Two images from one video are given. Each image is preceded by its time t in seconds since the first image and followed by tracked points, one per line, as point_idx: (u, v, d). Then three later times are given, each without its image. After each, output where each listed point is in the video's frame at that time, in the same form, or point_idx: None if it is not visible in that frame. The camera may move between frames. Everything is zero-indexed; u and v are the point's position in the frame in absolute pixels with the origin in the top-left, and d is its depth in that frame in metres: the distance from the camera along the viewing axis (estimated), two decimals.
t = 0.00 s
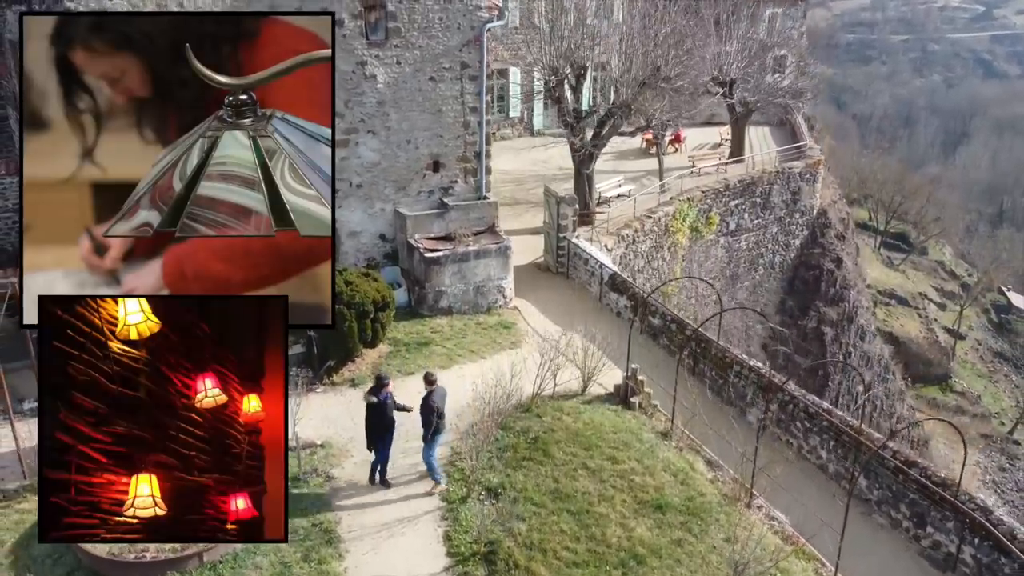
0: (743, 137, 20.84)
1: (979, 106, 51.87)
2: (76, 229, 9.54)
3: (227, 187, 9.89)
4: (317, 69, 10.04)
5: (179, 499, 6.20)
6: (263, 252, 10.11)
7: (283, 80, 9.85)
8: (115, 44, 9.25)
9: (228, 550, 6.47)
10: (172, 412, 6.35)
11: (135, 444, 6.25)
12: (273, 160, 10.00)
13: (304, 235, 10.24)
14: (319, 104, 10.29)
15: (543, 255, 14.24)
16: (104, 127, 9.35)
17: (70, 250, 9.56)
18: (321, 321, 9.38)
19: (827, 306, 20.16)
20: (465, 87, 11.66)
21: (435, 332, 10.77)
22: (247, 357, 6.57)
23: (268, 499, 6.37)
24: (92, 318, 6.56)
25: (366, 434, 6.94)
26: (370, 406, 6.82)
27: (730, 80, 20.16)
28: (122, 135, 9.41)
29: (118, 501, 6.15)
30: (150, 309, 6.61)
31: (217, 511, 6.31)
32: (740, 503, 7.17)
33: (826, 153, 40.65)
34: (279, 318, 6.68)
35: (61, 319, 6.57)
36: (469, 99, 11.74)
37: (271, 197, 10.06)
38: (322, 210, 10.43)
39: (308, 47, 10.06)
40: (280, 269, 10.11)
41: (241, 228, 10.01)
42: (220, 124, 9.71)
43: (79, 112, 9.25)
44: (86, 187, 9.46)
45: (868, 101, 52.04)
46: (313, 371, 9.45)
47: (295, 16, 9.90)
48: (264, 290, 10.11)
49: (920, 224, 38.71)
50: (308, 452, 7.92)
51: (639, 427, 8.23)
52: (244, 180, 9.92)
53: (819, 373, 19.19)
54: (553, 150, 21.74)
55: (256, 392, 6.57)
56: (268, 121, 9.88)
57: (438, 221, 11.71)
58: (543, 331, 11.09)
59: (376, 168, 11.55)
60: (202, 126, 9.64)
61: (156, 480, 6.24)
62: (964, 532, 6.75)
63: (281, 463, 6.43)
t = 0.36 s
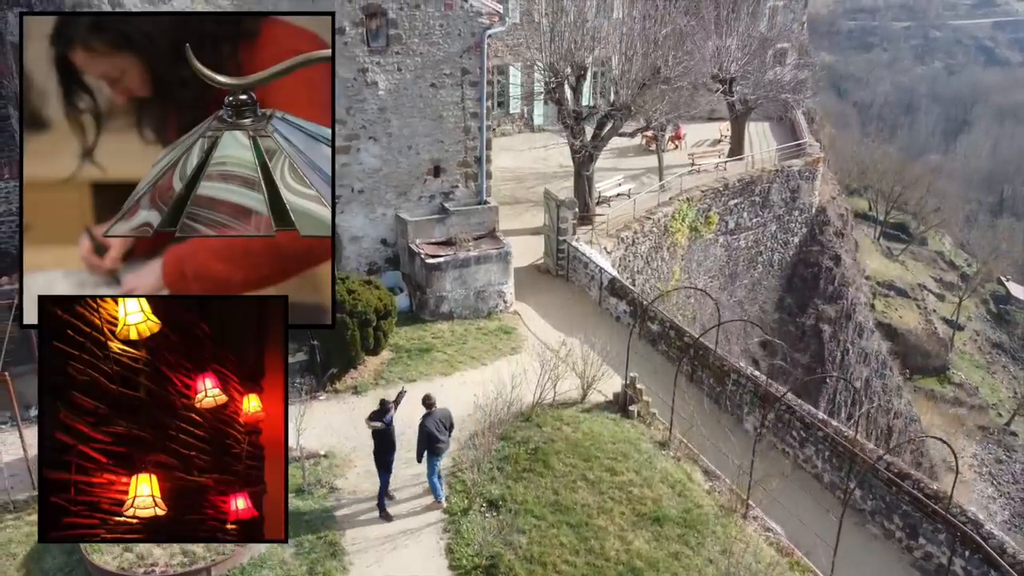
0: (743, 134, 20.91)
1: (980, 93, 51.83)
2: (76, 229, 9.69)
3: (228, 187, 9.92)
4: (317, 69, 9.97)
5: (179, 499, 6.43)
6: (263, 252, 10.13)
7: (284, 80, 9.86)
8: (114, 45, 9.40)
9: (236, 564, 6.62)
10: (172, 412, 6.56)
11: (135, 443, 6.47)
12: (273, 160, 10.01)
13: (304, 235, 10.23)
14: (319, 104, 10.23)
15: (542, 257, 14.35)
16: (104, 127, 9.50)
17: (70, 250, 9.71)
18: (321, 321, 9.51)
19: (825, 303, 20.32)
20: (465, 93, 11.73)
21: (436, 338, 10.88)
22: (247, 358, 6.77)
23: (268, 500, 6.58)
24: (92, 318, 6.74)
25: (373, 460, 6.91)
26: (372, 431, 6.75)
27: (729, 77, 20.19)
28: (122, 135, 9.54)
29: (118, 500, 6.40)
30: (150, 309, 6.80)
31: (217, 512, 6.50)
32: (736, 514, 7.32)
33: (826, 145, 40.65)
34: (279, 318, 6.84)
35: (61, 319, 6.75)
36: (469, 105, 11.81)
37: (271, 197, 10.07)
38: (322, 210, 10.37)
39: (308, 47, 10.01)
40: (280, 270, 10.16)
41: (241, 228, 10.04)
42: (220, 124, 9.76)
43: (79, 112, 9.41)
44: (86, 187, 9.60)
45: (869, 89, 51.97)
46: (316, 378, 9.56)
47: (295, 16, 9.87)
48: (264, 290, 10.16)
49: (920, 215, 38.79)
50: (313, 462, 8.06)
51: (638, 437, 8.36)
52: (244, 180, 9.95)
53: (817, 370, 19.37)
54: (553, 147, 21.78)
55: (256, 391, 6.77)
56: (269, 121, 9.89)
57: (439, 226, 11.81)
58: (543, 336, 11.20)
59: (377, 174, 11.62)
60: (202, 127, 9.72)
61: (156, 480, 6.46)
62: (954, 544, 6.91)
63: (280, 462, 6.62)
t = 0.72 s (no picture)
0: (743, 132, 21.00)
1: (982, 82, 51.89)
2: (76, 229, 9.75)
3: (227, 187, 9.97)
4: (317, 69, 10.05)
5: (179, 498, 6.59)
6: (263, 252, 10.25)
7: (283, 80, 9.90)
8: (114, 44, 9.38)
9: None
10: (172, 412, 6.68)
11: (135, 443, 6.59)
12: (273, 161, 10.06)
13: (304, 235, 10.35)
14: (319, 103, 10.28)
15: (542, 260, 14.48)
16: (104, 127, 9.51)
17: (70, 250, 9.79)
18: (321, 321, 9.77)
19: (823, 303, 20.48)
20: (466, 100, 11.81)
21: (437, 345, 11.02)
22: (247, 357, 6.95)
23: (268, 500, 6.81)
24: (92, 318, 6.82)
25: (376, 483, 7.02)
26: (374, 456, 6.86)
27: (729, 76, 20.42)
28: (122, 135, 9.55)
29: (118, 500, 6.55)
30: (150, 309, 6.93)
31: (217, 512, 6.71)
32: (732, 526, 7.47)
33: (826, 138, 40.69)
34: (278, 318, 7.11)
35: (62, 319, 6.83)
36: (470, 112, 11.90)
37: (271, 197, 10.14)
38: (322, 210, 10.48)
39: (308, 47, 10.08)
40: (280, 270, 10.29)
41: (241, 228, 10.12)
42: (220, 124, 9.77)
43: (79, 112, 9.42)
44: (86, 187, 9.65)
45: (869, 78, 52.09)
46: (319, 387, 9.70)
47: (295, 16, 9.91)
48: (264, 290, 10.30)
49: (920, 206, 38.84)
50: (317, 473, 8.21)
51: (636, 448, 8.51)
52: (244, 180, 9.99)
53: (815, 369, 19.53)
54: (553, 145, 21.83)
55: (256, 392, 6.95)
56: (268, 121, 9.93)
57: (440, 233, 11.90)
58: (543, 343, 11.32)
59: (378, 181, 11.72)
60: (201, 126, 9.73)
61: (156, 480, 6.61)
62: (945, 557, 7.07)
63: (280, 462, 6.84)
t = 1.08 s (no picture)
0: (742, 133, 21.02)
1: (983, 73, 52.20)
2: (76, 229, 9.55)
3: (228, 187, 9.71)
4: (318, 69, 9.77)
5: (179, 498, 6.76)
6: (263, 252, 9.96)
7: (283, 80, 9.64)
8: (115, 44, 9.11)
9: None
10: (172, 412, 6.82)
11: (135, 443, 6.73)
12: (273, 161, 9.80)
13: (304, 235, 10.05)
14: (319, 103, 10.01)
15: (542, 265, 14.63)
16: (104, 127, 9.27)
17: (70, 250, 9.59)
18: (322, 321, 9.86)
19: (821, 303, 20.65)
20: (467, 109, 11.91)
21: (438, 353, 11.15)
22: (247, 357, 7.06)
23: (268, 499, 6.96)
24: (92, 318, 6.85)
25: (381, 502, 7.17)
26: (380, 479, 7.01)
27: (729, 77, 20.34)
28: (122, 135, 9.32)
29: (119, 501, 6.70)
30: (150, 309, 6.95)
31: (217, 512, 6.88)
32: (728, 539, 7.62)
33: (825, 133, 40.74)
34: (278, 318, 7.11)
35: (61, 319, 6.85)
36: (470, 121, 12.00)
37: (271, 197, 9.87)
38: (322, 210, 10.18)
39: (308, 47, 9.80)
40: (280, 270, 9.99)
41: (241, 228, 9.85)
42: (220, 124, 9.54)
43: (79, 112, 9.16)
44: (86, 187, 9.43)
45: (870, 66, 53.05)
46: (322, 397, 9.86)
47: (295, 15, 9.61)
48: (264, 291, 10.00)
49: (920, 199, 38.95)
50: (321, 485, 8.37)
51: (633, 460, 8.65)
52: (244, 180, 9.73)
53: (813, 368, 19.69)
54: (552, 144, 21.96)
55: (256, 391, 7.07)
56: (268, 121, 9.68)
57: (440, 241, 12.05)
58: (543, 351, 11.45)
59: (380, 191, 11.83)
60: (201, 127, 9.50)
61: (157, 480, 6.76)
62: (936, 571, 7.24)
63: (280, 463, 6.97)
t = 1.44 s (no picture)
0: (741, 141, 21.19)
1: (983, 71, 52.63)
2: (76, 229, 9.62)
3: (228, 187, 9.79)
4: (317, 69, 9.83)
5: (179, 498, 7.24)
6: (263, 252, 10.05)
7: (284, 80, 9.72)
8: (114, 45, 9.21)
9: None
10: (172, 412, 7.31)
11: (134, 443, 7.22)
12: (273, 161, 9.87)
13: (304, 235, 10.16)
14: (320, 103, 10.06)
15: (541, 276, 14.75)
16: (104, 127, 9.38)
17: (70, 250, 9.67)
18: (322, 321, 10.19)
19: (819, 309, 20.81)
20: (467, 125, 12.02)
21: (439, 368, 11.29)
22: (247, 357, 7.50)
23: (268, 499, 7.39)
24: (92, 318, 7.39)
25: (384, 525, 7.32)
26: (383, 502, 7.17)
27: (728, 84, 20.60)
28: (122, 135, 9.43)
29: (118, 501, 7.21)
30: (149, 309, 7.47)
31: (216, 512, 7.34)
32: (725, 559, 7.76)
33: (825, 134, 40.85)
34: (278, 317, 7.58)
35: (61, 319, 7.42)
36: (471, 136, 12.12)
37: (271, 197, 9.95)
38: (322, 210, 10.27)
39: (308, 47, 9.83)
40: (281, 270, 10.12)
41: (241, 228, 9.93)
42: (220, 124, 9.62)
43: (79, 112, 9.28)
44: (86, 187, 9.52)
45: (870, 63, 53.83)
46: (325, 413, 9.99)
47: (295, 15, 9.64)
48: (264, 291, 10.11)
49: (919, 199, 39.04)
50: (324, 504, 8.52)
51: (632, 479, 8.78)
52: (244, 180, 9.81)
53: (812, 374, 19.82)
54: (551, 150, 22.10)
55: (257, 392, 7.53)
56: (269, 121, 9.75)
57: (441, 255, 12.16)
58: (543, 365, 11.58)
59: (381, 206, 11.95)
60: (202, 127, 9.59)
61: (156, 481, 7.25)
62: None
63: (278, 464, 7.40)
